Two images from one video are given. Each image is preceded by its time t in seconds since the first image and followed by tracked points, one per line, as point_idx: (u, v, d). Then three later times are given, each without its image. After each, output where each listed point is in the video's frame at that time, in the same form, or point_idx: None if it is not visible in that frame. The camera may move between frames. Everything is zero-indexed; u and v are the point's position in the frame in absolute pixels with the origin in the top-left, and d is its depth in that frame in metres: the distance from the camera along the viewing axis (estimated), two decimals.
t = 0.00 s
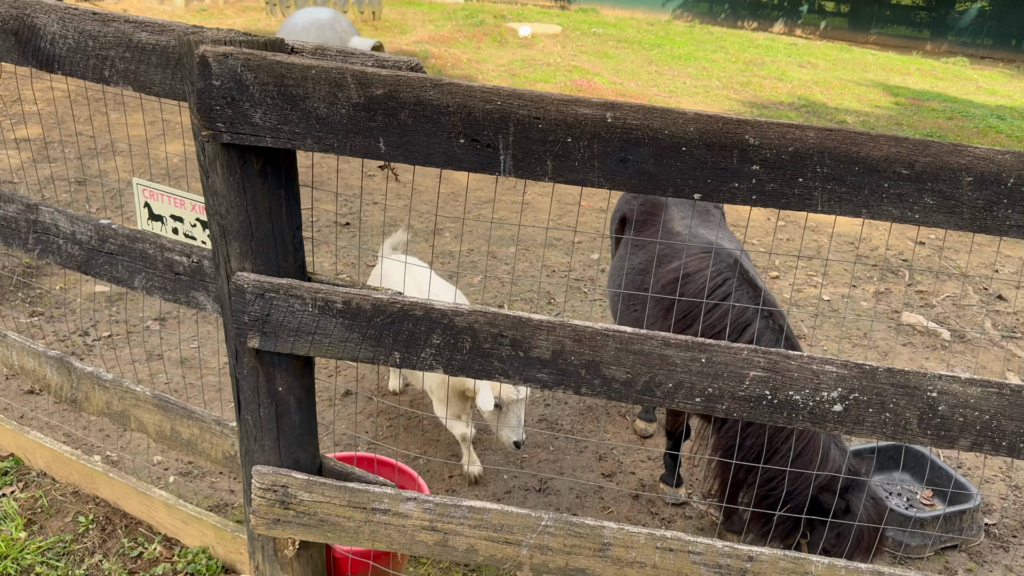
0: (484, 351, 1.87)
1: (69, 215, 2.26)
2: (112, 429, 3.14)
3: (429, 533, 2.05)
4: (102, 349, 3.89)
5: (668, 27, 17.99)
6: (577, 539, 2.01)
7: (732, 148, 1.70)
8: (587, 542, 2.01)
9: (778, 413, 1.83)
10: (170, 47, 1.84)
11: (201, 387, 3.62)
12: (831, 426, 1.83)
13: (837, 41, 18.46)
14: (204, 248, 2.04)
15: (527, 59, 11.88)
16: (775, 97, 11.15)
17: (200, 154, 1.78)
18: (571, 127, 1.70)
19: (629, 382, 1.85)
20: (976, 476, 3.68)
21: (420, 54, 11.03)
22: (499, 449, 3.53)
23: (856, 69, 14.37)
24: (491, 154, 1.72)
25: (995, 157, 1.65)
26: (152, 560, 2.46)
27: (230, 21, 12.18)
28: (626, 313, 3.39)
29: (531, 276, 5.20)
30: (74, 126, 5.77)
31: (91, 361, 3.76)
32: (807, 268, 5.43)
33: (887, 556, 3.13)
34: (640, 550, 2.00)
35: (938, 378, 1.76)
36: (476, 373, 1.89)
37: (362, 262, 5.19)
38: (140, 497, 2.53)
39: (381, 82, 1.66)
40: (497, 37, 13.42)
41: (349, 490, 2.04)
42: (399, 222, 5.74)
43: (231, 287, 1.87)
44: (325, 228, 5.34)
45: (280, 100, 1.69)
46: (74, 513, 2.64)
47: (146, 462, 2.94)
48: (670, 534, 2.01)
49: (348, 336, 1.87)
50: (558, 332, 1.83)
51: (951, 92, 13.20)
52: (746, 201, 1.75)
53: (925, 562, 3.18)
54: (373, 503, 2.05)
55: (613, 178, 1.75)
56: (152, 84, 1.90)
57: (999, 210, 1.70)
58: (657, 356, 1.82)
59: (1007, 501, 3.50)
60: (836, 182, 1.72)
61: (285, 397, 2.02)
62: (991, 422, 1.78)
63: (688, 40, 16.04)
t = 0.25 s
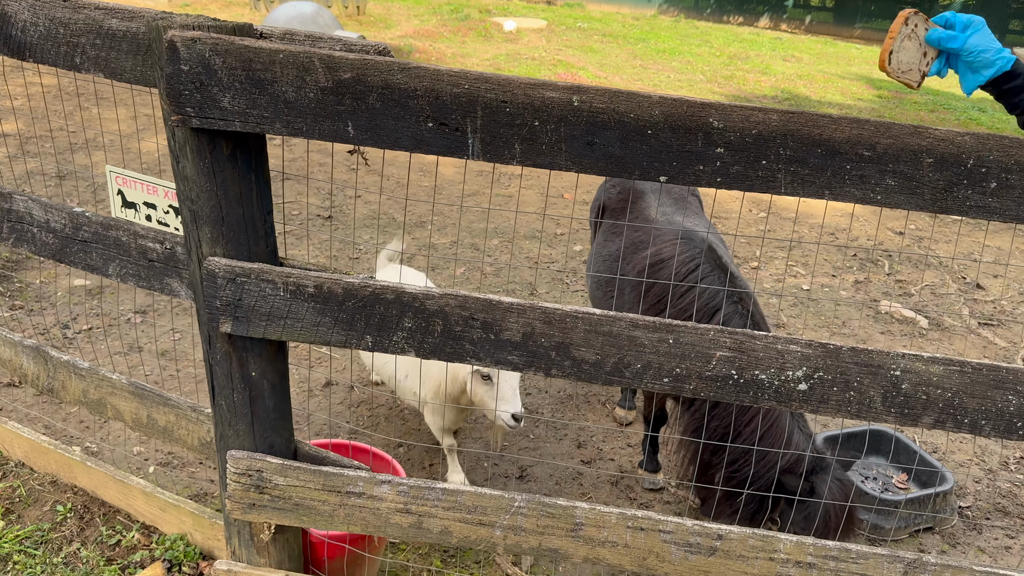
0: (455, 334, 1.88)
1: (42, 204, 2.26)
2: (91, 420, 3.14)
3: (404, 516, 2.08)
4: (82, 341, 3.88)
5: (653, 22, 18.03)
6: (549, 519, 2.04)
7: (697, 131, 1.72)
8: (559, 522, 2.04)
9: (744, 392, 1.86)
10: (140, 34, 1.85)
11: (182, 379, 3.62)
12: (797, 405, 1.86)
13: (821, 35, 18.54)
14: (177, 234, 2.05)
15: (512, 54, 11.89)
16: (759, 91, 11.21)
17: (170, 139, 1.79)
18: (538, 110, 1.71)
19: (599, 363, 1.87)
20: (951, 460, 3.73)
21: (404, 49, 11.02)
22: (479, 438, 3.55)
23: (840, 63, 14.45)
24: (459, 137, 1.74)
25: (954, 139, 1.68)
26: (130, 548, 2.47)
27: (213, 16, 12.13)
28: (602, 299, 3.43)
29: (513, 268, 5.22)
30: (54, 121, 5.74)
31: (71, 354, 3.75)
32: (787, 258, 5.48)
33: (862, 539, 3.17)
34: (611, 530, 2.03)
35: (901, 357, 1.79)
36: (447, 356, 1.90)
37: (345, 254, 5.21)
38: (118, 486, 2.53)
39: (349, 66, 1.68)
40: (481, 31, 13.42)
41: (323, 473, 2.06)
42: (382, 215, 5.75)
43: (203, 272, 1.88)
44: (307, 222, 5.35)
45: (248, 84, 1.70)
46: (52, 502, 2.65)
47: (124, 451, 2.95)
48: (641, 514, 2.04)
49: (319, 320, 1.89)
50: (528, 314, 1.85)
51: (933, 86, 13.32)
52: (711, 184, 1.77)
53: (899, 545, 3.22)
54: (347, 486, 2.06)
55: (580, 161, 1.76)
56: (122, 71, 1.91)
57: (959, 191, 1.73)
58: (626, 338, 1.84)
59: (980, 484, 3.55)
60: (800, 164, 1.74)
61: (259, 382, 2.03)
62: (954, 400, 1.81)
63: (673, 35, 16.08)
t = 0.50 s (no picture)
0: (423, 324, 1.90)
1: (14, 199, 2.27)
2: (69, 416, 3.14)
3: (375, 505, 2.11)
4: (61, 338, 3.89)
5: (638, 17, 18.07)
6: (518, 506, 2.08)
7: (656, 124, 1.75)
8: (528, 509, 2.08)
9: (706, 379, 1.89)
10: (107, 29, 1.87)
11: (161, 374, 3.64)
12: (758, 391, 1.90)
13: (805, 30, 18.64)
14: (147, 228, 2.07)
15: (496, 50, 11.90)
16: (742, 86, 11.27)
17: (137, 133, 1.81)
18: (500, 103, 1.74)
19: (564, 352, 1.90)
20: (923, 448, 3.79)
21: (388, 45, 11.02)
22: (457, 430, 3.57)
23: (823, 58, 14.54)
24: (423, 130, 1.76)
25: (908, 129, 1.72)
26: (107, 540, 2.49)
27: (196, 12, 12.09)
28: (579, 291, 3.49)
29: (494, 262, 5.25)
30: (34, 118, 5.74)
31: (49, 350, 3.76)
32: (766, 251, 5.53)
33: (834, 526, 3.22)
34: (579, 516, 2.07)
35: (859, 343, 1.83)
36: (415, 346, 1.92)
37: (326, 250, 5.22)
38: (93, 479, 2.55)
39: (313, 60, 1.70)
40: (465, 27, 13.42)
41: (294, 464, 2.08)
42: (364, 211, 5.77)
43: (172, 265, 1.90)
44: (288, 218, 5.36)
45: (214, 79, 1.72)
46: (29, 496, 2.66)
47: (101, 445, 2.97)
48: (608, 500, 2.07)
49: (288, 312, 1.91)
50: (494, 305, 1.87)
51: (915, 81, 13.43)
52: (672, 175, 1.80)
53: (870, 531, 3.27)
54: (319, 476, 2.09)
55: (543, 153, 1.79)
56: (91, 66, 1.92)
57: (914, 181, 1.77)
58: (590, 327, 1.87)
59: (951, 471, 3.61)
60: (759, 155, 1.77)
61: (229, 374, 2.05)
62: (911, 385, 1.85)
63: (658, 30, 16.13)
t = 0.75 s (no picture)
0: (398, 322, 1.95)
1: None
2: (53, 414, 3.17)
3: (353, 498, 2.16)
4: (45, 338, 3.92)
5: (622, 15, 18.15)
6: (493, 498, 2.14)
7: (622, 126, 1.80)
8: (503, 501, 2.14)
9: (673, 373, 1.95)
10: (86, 35, 1.91)
11: (145, 373, 3.67)
12: (723, 384, 1.96)
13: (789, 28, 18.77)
14: (127, 229, 2.11)
15: (480, 48, 11.94)
16: (725, 83, 11.36)
17: (116, 137, 1.85)
18: (470, 107, 1.79)
19: (535, 347, 1.95)
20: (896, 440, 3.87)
21: (372, 43, 11.04)
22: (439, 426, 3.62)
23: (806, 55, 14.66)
24: (396, 133, 1.81)
25: (864, 131, 1.78)
26: (91, 536, 2.54)
27: (180, 12, 12.07)
28: (556, 288, 3.56)
29: (477, 260, 5.30)
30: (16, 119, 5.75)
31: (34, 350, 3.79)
32: (745, 247, 5.61)
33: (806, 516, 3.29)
34: (553, 507, 2.13)
35: (819, 337, 1.89)
36: (390, 343, 1.97)
37: (309, 249, 5.26)
38: (77, 476, 2.59)
39: (287, 65, 1.75)
40: (450, 25, 13.45)
41: (273, 459, 2.13)
42: (348, 210, 5.81)
43: (151, 265, 1.95)
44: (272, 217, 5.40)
45: (190, 84, 1.77)
46: (13, 493, 2.70)
47: (84, 443, 3.00)
48: (580, 491, 2.13)
49: (265, 311, 1.96)
50: (467, 302, 1.92)
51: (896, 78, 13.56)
52: (638, 175, 1.86)
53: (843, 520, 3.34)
54: (298, 471, 2.14)
55: (512, 155, 1.84)
56: (70, 71, 1.96)
57: (871, 180, 1.83)
58: (561, 323, 1.93)
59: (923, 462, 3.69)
60: (721, 156, 1.83)
61: (209, 371, 2.10)
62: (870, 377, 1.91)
63: (642, 28, 16.19)
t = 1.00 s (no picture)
0: (384, 318, 1.99)
1: None
2: (42, 413, 3.18)
3: (342, 492, 2.20)
4: (33, 338, 3.94)
5: (608, 13, 18.22)
6: (479, 491, 2.18)
7: (602, 127, 1.85)
8: (489, 493, 2.18)
9: (653, 367, 2.00)
10: (75, 38, 1.94)
11: (133, 372, 3.69)
12: (702, 376, 2.01)
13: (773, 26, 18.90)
14: (117, 229, 2.14)
15: (467, 46, 11.98)
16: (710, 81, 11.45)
17: (105, 138, 1.88)
18: (454, 108, 1.83)
19: (519, 342, 2.00)
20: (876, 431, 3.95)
21: (359, 42, 11.05)
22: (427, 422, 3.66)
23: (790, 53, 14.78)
24: (381, 133, 1.85)
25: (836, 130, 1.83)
26: (82, 533, 2.57)
27: (165, 10, 12.04)
28: (542, 285, 3.62)
29: (464, 258, 5.35)
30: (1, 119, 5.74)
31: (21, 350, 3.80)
32: (729, 244, 5.68)
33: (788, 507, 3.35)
34: (538, 499, 2.18)
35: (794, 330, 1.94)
36: (377, 339, 2.01)
37: (297, 247, 5.28)
38: (68, 474, 2.62)
39: (273, 68, 1.78)
40: (436, 24, 13.46)
41: (263, 454, 2.17)
42: (334, 208, 5.83)
43: (141, 265, 1.98)
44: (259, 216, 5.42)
45: (178, 86, 1.81)
46: (4, 491, 2.73)
47: (74, 441, 3.03)
48: (564, 483, 2.18)
49: (254, 308, 2.00)
50: (453, 299, 1.97)
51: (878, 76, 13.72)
52: (618, 174, 1.91)
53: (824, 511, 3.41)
54: (287, 466, 2.18)
55: (495, 155, 1.88)
56: (60, 74, 1.99)
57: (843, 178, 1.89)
58: (544, 319, 1.97)
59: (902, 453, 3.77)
60: (698, 155, 1.88)
61: (199, 368, 2.13)
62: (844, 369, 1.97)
63: (628, 26, 16.26)
